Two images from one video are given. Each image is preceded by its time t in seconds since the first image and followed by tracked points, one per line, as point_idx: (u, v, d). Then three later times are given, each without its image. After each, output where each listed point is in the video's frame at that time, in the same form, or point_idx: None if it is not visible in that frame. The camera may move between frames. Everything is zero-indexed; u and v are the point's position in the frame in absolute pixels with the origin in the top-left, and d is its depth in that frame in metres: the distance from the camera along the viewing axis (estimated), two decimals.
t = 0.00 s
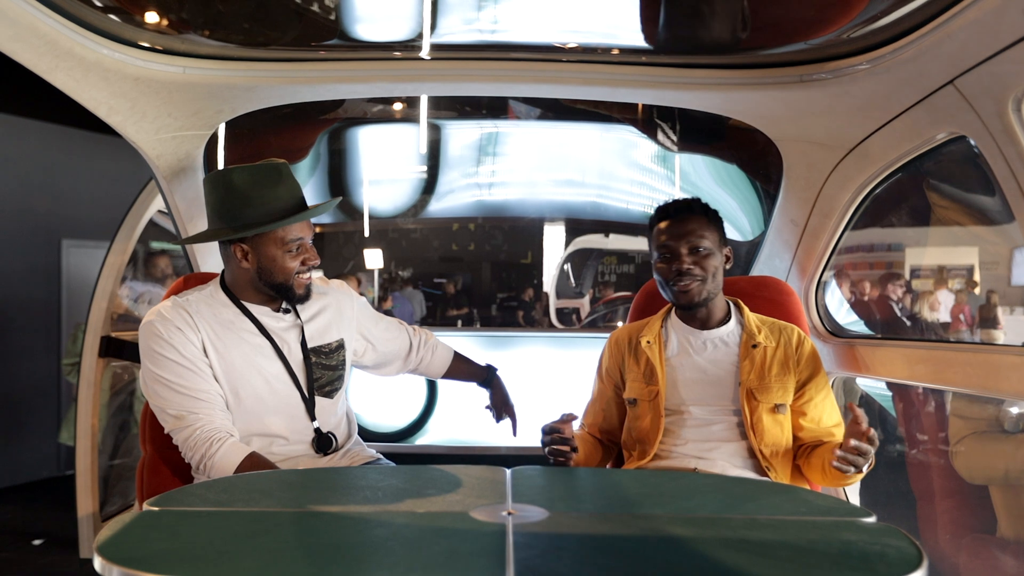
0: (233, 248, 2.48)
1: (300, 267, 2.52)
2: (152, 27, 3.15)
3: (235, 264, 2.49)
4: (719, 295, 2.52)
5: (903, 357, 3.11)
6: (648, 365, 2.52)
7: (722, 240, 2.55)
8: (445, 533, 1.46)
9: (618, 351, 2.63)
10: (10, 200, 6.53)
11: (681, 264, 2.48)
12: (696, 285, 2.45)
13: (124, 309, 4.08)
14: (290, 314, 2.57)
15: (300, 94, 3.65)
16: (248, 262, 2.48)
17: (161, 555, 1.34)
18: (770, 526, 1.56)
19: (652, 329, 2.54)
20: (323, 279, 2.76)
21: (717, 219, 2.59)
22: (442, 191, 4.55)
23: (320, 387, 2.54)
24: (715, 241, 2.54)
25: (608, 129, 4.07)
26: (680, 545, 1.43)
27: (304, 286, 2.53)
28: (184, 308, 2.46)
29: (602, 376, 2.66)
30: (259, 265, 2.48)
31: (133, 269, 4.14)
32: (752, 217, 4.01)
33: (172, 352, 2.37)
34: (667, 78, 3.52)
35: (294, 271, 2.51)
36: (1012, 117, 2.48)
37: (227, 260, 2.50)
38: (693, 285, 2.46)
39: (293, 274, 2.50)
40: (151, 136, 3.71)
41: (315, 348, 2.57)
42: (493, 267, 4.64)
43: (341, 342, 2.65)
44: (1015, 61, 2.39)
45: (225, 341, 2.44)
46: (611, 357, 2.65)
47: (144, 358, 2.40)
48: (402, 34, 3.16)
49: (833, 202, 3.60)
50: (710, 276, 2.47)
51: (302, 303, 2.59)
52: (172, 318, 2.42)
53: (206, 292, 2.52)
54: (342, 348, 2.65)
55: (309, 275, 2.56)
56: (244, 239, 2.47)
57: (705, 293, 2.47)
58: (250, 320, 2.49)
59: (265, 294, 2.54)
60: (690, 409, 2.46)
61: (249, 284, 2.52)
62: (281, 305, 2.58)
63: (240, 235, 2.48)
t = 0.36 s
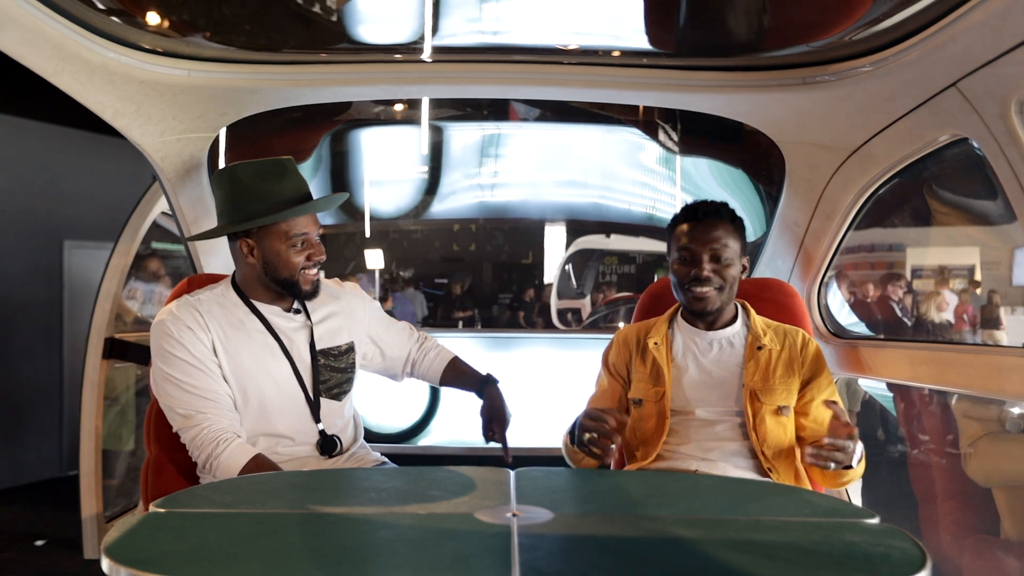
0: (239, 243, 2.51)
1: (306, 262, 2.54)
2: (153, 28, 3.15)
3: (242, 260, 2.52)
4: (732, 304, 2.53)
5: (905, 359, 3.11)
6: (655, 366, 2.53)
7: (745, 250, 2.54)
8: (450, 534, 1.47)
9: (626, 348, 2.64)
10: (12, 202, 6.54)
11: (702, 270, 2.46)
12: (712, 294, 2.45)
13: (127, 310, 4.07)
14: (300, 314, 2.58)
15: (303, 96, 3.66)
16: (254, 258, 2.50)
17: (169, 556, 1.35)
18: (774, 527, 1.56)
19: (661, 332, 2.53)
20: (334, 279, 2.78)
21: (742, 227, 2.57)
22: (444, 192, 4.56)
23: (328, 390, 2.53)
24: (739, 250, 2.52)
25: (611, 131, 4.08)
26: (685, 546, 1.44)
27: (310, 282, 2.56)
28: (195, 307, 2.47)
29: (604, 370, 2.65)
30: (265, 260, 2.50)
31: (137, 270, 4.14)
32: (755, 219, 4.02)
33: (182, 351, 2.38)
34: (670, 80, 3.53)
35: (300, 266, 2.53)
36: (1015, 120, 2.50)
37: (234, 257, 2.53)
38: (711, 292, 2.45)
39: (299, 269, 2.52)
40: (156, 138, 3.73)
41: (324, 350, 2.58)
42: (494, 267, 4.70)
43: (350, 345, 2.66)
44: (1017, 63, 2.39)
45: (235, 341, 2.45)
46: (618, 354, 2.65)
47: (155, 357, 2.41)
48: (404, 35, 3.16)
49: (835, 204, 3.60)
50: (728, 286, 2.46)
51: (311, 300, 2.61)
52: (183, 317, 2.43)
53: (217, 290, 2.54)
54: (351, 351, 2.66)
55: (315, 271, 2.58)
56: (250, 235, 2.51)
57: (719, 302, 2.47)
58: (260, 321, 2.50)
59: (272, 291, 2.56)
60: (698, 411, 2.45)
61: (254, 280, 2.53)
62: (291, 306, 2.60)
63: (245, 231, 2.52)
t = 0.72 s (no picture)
0: (259, 237, 2.58)
1: (324, 258, 2.57)
2: (156, 30, 3.16)
3: (261, 255, 2.57)
4: (719, 303, 2.45)
5: (908, 358, 3.12)
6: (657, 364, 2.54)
7: (729, 245, 2.46)
8: (457, 534, 1.49)
9: (628, 340, 2.65)
10: (15, 202, 6.57)
11: (674, 273, 2.42)
12: (684, 298, 2.41)
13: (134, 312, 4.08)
14: (317, 318, 2.59)
15: (308, 99, 3.68)
16: (272, 251, 2.55)
17: (179, 555, 1.36)
18: (777, 527, 1.58)
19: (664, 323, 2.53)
20: (349, 287, 2.76)
21: (730, 220, 2.47)
22: (448, 193, 4.70)
23: (340, 393, 2.54)
24: (719, 247, 2.44)
25: (613, 133, 4.09)
26: (689, 546, 1.45)
27: (328, 278, 2.56)
28: (218, 304, 2.52)
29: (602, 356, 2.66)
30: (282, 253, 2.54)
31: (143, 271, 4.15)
32: (759, 220, 3.95)
33: (201, 346, 2.42)
34: (672, 83, 3.54)
35: (317, 262, 2.55)
36: (1017, 124, 2.51)
37: (255, 252, 2.59)
38: (684, 296, 2.41)
39: (316, 265, 2.54)
40: (164, 141, 3.69)
41: (340, 355, 2.57)
42: (496, 267, 4.76)
43: (367, 350, 2.65)
44: (1019, 67, 2.41)
45: (253, 339, 2.49)
46: (620, 344, 2.66)
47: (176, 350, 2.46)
48: (407, 40, 3.19)
49: (838, 207, 3.61)
50: (703, 287, 2.40)
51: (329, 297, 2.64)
52: (205, 313, 2.48)
53: (243, 289, 2.58)
54: (369, 357, 2.65)
55: (333, 269, 2.58)
56: (269, 228, 2.58)
57: (696, 305, 2.41)
58: (279, 319, 2.52)
59: (290, 288, 2.58)
60: (700, 416, 2.48)
61: (271, 274, 2.56)
62: (311, 310, 2.60)
63: (265, 225, 2.58)
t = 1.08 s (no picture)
0: (280, 231, 2.67)
1: (340, 256, 2.61)
2: (158, 33, 3.18)
3: (281, 248, 2.66)
4: (682, 311, 2.44)
5: (910, 360, 3.11)
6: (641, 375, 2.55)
7: (678, 255, 2.41)
8: (458, 533, 1.50)
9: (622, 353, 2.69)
10: (18, 203, 6.60)
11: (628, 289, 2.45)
12: (642, 312, 2.43)
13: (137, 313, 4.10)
14: (329, 319, 2.60)
15: (310, 101, 3.70)
16: (290, 246, 2.63)
17: (184, 555, 1.37)
18: (777, 527, 1.59)
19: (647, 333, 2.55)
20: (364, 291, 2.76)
21: (676, 229, 2.42)
22: (449, 195, 4.68)
23: (345, 397, 2.55)
24: (667, 258, 2.41)
25: (615, 136, 4.09)
26: (689, 545, 1.46)
27: (344, 276, 2.59)
28: (237, 300, 2.56)
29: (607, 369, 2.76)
30: (298, 248, 2.61)
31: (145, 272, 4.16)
32: (758, 223, 4.00)
33: (215, 339, 2.46)
34: (673, 85, 3.57)
35: (333, 259, 2.59)
36: (1014, 126, 2.52)
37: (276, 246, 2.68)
38: (642, 310, 2.43)
39: (331, 262, 2.58)
40: (167, 144, 3.70)
41: (348, 357, 2.58)
42: (497, 268, 4.75)
43: (377, 355, 2.66)
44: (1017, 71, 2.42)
45: (266, 335, 2.52)
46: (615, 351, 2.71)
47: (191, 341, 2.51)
48: (408, 42, 3.20)
49: (838, 208, 3.62)
50: (656, 300, 2.40)
51: (343, 296, 2.65)
52: (222, 308, 2.53)
53: (261, 286, 2.61)
54: (378, 361, 2.66)
55: (349, 267, 2.62)
56: (289, 222, 2.67)
57: (655, 318, 2.42)
58: (293, 318, 2.55)
59: (307, 286, 2.61)
60: (687, 425, 2.51)
61: (286, 269, 2.61)
62: (325, 311, 2.62)
63: (286, 220, 2.69)
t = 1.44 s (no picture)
0: (294, 229, 2.71)
1: (351, 256, 2.64)
2: (161, 35, 3.19)
3: (295, 247, 2.69)
4: (701, 308, 2.44)
5: (908, 360, 3.09)
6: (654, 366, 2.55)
7: (707, 250, 2.44)
8: (462, 533, 1.51)
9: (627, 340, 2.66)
10: (21, 204, 6.62)
11: (653, 281, 2.42)
12: (665, 306, 2.40)
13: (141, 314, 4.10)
14: (336, 321, 2.62)
15: (314, 103, 3.72)
16: (304, 244, 2.67)
17: (191, 554, 1.39)
18: (777, 527, 1.60)
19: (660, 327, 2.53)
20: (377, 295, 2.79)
21: (706, 224, 2.45)
22: (450, 196, 4.66)
23: (349, 396, 2.57)
24: (695, 252, 2.43)
25: (616, 137, 4.09)
26: (691, 544, 1.48)
27: (352, 276, 2.62)
28: (247, 295, 2.58)
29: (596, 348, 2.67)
30: (312, 246, 2.65)
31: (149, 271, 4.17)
32: (759, 222, 3.94)
33: (223, 331, 2.48)
34: (674, 87, 3.60)
35: (344, 258, 2.62)
36: (1013, 129, 2.53)
37: (290, 244, 2.72)
38: (664, 304, 2.41)
39: (342, 261, 2.62)
40: (171, 145, 3.70)
41: (353, 357, 2.59)
42: (499, 268, 4.73)
43: (382, 356, 2.67)
44: (1016, 75, 2.44)
45: (273, 330, 2.53)
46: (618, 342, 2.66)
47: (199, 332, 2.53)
48: (410, 45, 3.22)
49: (839, 210, 3.62)
50: (682, 294, 2.39)
51: (351, 296, 2.67)
52: (232, 301, 2.55)
53: (271, 284, 2.64)
54: (382, 363, 2.67)
55: (359, 267, 2.65)
56: (304, 221, 2.71)
57: (678, 313, 2.41)
58: (300, 317, 2.57)
59: (318, 287, 2.63)
60: (694, 422, 2.50)
61: (299, 266, 2.64)
62: (332, 313, 2.64)
63: (301, 219, 2.72)
